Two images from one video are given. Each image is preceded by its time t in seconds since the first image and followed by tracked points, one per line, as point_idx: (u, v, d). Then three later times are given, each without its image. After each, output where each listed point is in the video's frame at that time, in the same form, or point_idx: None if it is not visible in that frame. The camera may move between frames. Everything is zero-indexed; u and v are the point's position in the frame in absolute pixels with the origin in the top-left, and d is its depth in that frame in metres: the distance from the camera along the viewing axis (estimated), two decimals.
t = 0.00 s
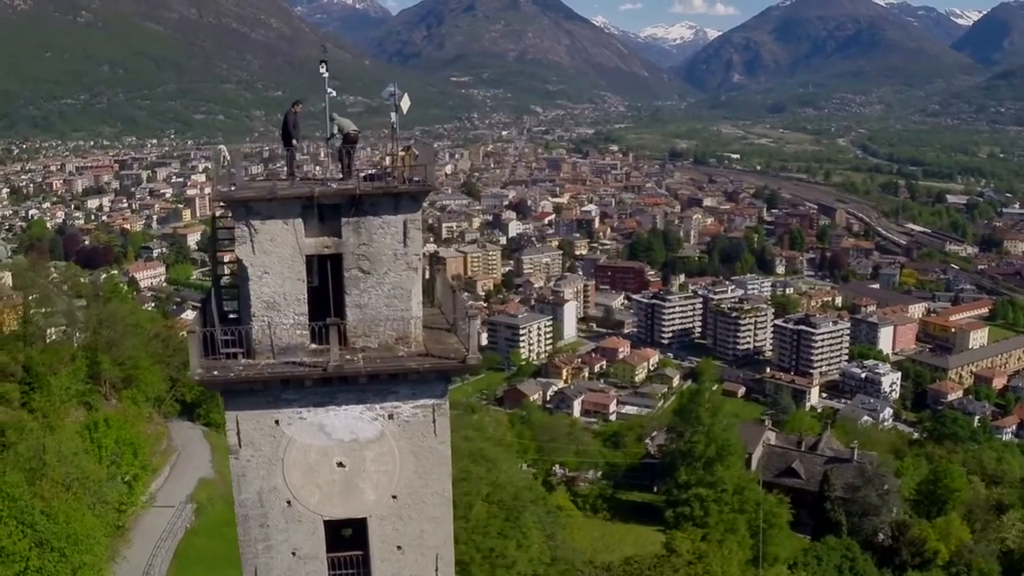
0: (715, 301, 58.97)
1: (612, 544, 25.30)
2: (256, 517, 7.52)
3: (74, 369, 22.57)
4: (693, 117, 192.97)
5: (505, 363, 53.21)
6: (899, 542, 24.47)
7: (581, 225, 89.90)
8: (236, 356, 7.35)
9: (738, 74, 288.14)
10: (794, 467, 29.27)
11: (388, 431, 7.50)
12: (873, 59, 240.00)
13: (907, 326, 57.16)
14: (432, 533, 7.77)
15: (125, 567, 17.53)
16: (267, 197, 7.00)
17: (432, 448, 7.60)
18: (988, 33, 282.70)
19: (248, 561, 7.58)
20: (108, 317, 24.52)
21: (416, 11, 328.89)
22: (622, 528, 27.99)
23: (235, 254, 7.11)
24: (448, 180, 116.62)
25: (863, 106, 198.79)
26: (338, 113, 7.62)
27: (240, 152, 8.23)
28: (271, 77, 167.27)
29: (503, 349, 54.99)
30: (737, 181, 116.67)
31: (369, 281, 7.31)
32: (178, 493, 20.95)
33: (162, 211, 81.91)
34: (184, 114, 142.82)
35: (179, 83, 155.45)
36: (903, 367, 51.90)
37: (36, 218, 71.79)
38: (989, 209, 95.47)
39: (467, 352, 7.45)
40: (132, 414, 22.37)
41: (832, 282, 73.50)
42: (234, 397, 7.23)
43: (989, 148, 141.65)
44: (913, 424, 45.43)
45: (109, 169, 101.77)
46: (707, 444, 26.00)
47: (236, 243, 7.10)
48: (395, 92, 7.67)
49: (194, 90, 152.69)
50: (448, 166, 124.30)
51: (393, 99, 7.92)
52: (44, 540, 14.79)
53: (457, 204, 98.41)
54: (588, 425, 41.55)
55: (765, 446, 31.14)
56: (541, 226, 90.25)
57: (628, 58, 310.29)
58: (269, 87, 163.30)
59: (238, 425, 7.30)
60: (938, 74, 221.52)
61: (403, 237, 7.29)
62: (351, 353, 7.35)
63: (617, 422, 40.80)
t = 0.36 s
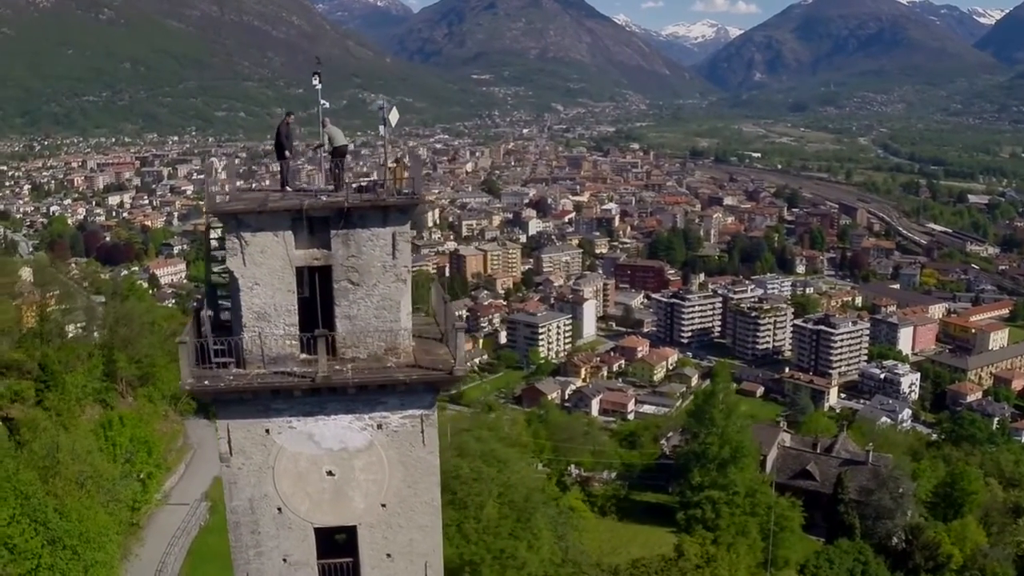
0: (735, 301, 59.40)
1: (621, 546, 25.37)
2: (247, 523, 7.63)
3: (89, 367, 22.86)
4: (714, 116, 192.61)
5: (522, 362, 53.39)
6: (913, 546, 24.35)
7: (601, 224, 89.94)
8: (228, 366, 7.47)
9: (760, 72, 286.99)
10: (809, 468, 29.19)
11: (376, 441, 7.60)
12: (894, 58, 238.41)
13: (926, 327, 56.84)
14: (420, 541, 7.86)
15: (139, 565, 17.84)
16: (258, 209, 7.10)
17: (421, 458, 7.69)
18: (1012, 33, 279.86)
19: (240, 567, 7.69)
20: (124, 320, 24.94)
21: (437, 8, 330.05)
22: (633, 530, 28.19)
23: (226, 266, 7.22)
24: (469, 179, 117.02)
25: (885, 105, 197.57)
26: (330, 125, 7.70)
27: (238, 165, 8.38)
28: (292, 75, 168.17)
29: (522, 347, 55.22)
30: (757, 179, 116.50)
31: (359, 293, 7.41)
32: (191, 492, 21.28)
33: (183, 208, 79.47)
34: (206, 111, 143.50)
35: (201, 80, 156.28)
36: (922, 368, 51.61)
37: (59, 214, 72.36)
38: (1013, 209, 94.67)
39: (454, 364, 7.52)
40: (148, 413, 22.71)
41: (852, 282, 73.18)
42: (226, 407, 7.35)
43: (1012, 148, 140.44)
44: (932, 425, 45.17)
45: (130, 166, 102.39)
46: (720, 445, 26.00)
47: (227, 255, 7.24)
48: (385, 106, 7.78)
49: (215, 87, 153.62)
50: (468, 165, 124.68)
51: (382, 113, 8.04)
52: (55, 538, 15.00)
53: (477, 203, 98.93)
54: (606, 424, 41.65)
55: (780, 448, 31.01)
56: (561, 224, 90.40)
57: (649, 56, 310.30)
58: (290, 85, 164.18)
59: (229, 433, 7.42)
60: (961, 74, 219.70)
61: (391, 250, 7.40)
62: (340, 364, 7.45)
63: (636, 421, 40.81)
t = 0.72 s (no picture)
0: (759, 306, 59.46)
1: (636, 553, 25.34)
2: (243, 532, 7.73)
3: (111, 367, 23.23)
4: (738, 120, 192.43)
5: (546, 364, 53.96)
6: (932, 554, 24.18)
7: (626, 226, 90.00)
8: (226, 376, 7.57)
9: (787, 75, 286.10)
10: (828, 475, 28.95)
11: (370, 452, 7.68)
12: (921, 61, 236.47)
13: (952, 332, 56.49)
14: (414, 552, 7.91)
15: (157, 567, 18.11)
16: (254, 225, 7.24)
17: (414, 470, 7.75)
18: None
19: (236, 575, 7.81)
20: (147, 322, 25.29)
21: (464, 10, 332.37)
22: (648, 536, 28.18)
23: (224, 280, 7.35)
24: (494, 181, 117.57)
25: (911, 108, 196.23)
26: (326, 137, 7.78)
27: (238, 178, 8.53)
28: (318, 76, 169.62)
29: (547, 349, 55.61)
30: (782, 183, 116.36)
31: (354, 305, 7.50)
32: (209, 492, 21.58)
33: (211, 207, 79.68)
34: (234, 111, 144.64)
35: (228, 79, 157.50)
36: (948, 373, 51.26)
37: (85, 214, 73.29)
38: None
39: (449, 379, 7.56)
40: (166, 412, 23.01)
41: (877, 286, 72.78)
42: (222, 417, 7.46)
43: None
44: (958, 430, 44.82)
45: (157, 166, 103.46)
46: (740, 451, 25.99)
47: (223, 268, 7.37)
48: (378, 121, 7.87)
49: (242, 88, 155.06)
50: (494, 167, 125.29)
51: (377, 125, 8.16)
52: (72, 537, 15.18)
53: (503, 205, 99.44)
54: (629, 428, 41.70)
55: (800, 454, 30.75)
56: (587, 227, 90.60)
57: (676, 59, 310.34)
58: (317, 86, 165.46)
59: (225, 443, 7.54)
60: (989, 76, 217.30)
61: (386, 263, 7.48)
62: (334, 377, 7.54)
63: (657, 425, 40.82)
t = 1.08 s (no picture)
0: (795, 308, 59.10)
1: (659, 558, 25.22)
2: (250, 537, 7.86)
3: (143, 365, 23.34)
4: (775, 120, 191.52)
5: (580, 363, 54.45)
6: (962, 561, 23.89)
7: (663, 226, 89.93)
8: (234, 384, 7.68)
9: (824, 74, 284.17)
10: (858, 480, 28.62)
11: (376, 460, 7.75)
12: (962, 59, 232.90)
13: (988, 335, 55.78)
14: (418, 559, 7.96)
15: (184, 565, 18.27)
16: (260, 236, 7.33)
17: (419, 479, 7.81)
18: None
19: None
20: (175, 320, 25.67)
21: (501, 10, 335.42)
22: (673, 538, 28.10)
23: (231, 289, 7.46)
24: (530, 180, 118.08)
25: (951, 108, 193.69)
26: (335, 147, 7.91)
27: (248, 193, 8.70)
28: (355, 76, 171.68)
29: (581, 349, 55.99)
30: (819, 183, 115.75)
31: (359, 316, 7.57)
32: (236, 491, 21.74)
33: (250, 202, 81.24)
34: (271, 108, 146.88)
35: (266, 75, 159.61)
36: (983, 377, 50.58)
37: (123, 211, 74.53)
38: None
39: (451, 390, 7.58)
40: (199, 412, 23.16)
41: (914, 288, 72.02)
42: (230, 426, 7.58)
43: None
44: (993, 434, 44.29)
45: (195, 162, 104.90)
46: (769, 455, 25.77)
47: (231, 278, 7.48)
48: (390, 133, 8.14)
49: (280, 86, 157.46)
50: (531, 167, 126.20)
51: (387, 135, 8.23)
52: (100, 534, 15.29)
53: (539, 205, 99.93)
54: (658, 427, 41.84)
55: (829, 458, 30.38)
56: (623, 226, 90.73)
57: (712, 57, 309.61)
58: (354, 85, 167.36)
59: (233, 450, 7.64)
60: None
61: (390, 275, 7.54)
62: (341, 386, 7.61)
63: (690, 427, 40.75)
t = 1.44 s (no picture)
0: (836, 312, 59.15)
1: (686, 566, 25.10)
2: (259, 544, 7.97)
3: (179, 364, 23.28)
4: (819, 122, 190.58)
5: (620, 366, 56.09)
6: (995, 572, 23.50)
7: (704, 229, 90.09)
8: (245, 393, 7.80)
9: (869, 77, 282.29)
10: (893, 488, 28.56)
11: (382, 471, 7.83)
12: (1009, 61, 229.25)
13: None
14: (425, 568, 8.00)
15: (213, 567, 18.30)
16: (270, 247, 7.45)
17: (425, 490, 7.87)
18: None
19: None
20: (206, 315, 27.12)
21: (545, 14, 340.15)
22: (705, 544, 27.99)
23: (242, 301, 7.59)
24: (572, 183, 119.23)
25: (997, 112, 191.03)
26: (349, 158, 7.98)
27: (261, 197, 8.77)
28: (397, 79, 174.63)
29: (621, 352, 57.67)
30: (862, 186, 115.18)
31: (367, 328, 7.65)
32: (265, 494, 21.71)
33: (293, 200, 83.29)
34: (314, 109, 149.99)
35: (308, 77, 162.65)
36: None
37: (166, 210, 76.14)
38: None
39: (457, 402, 7.62)
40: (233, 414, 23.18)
41: (956, 293, 70.77)
42: (239, 433, 7.70)
43: None
44: None
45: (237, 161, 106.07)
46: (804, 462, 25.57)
47: (243, 290, 7.60)
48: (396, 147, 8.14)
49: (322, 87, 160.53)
50: (573, 169, 127.82)
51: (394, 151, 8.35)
52: (129, 532, 15.08)
53: (580, 207, 101.26)
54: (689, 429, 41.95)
55: (865, 466, 30.45)
56: (664, 229, 91.28)
57: (755, 61, 309.51)
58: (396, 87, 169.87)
59: (242, 458, 7.78)
60: None
61: (398, 287, 7.61)
62: (349, 398, 7.70)
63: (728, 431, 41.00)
